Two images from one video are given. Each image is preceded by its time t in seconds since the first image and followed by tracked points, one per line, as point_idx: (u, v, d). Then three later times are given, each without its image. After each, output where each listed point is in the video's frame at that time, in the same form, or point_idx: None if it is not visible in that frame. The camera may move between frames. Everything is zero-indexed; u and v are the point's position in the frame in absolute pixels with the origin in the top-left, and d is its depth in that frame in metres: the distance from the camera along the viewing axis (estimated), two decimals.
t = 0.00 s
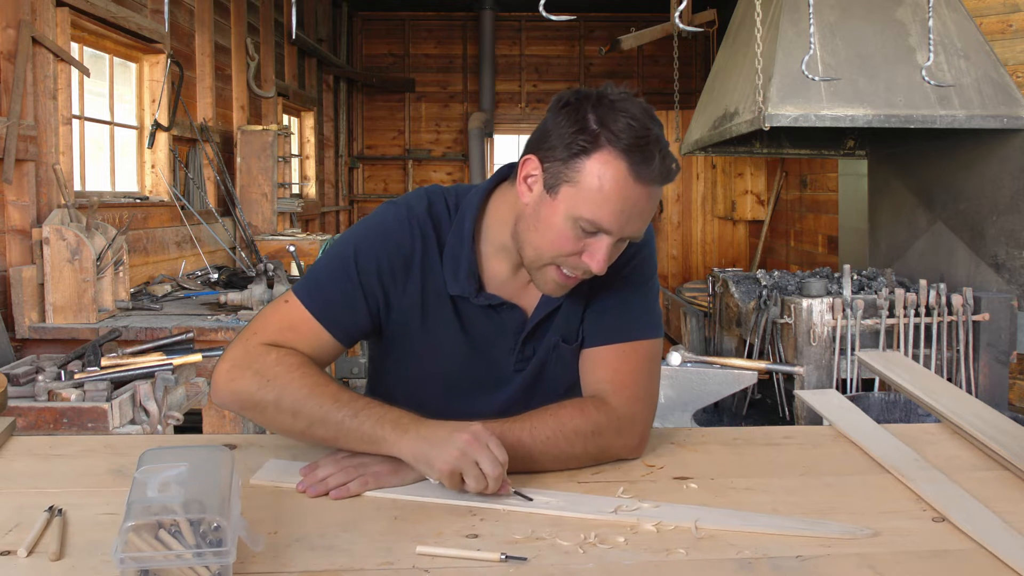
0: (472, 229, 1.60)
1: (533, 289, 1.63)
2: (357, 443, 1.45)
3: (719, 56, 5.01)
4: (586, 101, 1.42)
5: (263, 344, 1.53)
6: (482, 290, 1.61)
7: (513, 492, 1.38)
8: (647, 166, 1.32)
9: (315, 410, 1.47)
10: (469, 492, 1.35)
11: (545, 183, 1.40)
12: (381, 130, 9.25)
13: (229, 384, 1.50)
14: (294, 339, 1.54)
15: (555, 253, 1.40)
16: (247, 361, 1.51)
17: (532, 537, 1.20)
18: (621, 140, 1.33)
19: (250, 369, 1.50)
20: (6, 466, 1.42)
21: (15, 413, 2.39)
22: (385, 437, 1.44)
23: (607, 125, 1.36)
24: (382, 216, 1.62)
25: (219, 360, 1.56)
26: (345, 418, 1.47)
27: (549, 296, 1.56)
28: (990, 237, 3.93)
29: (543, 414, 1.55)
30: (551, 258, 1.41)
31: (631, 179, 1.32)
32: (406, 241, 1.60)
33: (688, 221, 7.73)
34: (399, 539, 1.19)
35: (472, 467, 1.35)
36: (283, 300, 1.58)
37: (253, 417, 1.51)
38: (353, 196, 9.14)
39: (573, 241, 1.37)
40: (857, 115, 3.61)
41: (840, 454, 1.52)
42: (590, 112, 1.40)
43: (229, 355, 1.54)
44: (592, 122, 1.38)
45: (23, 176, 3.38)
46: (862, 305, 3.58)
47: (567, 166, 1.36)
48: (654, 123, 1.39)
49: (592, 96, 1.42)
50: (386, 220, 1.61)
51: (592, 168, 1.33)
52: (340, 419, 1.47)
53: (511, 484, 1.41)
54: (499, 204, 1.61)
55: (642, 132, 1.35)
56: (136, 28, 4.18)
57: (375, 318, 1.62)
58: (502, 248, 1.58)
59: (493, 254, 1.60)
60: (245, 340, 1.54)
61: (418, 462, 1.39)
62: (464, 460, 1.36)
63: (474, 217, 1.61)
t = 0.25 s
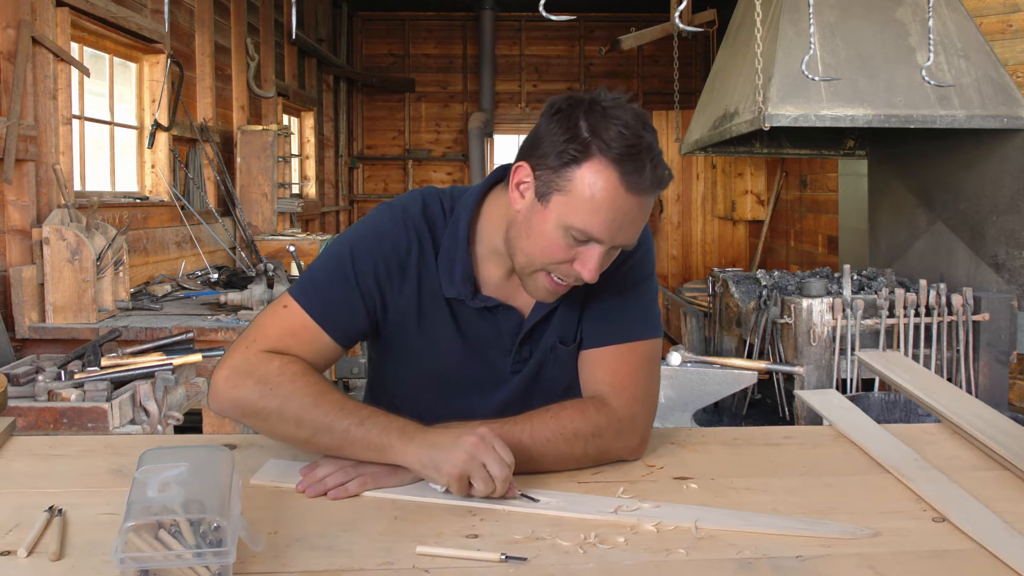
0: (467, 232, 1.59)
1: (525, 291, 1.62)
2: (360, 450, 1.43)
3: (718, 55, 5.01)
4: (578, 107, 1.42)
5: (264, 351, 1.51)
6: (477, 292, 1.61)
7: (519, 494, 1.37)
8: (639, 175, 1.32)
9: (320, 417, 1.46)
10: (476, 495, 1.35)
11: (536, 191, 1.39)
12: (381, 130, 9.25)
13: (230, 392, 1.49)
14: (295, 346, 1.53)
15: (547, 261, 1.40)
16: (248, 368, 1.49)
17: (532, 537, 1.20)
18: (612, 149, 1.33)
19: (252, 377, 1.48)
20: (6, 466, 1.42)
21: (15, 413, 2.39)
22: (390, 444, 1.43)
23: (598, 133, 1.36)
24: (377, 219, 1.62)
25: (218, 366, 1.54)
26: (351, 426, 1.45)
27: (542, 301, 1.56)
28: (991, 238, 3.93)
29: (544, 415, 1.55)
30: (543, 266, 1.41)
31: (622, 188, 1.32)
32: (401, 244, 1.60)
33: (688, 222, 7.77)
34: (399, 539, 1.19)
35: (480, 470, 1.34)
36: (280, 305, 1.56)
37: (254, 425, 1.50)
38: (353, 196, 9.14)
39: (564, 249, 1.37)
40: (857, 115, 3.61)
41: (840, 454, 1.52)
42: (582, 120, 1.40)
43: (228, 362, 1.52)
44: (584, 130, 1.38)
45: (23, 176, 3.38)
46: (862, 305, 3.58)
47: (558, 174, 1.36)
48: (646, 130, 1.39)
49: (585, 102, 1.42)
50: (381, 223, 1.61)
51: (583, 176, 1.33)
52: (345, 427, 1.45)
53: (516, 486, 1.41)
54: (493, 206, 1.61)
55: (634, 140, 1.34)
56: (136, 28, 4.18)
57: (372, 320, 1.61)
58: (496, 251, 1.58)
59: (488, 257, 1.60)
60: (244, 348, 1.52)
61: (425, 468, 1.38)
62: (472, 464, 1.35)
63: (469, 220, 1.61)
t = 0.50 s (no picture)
0: (463, 228, 1.59)
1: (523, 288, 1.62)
2: (362, 453, 1.43)
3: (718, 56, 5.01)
4: (572, 110, 1.41)
5: (270, 352, 1.50)
6: (474, 291, 1.61)
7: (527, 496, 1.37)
8: (632, 179, 1.32)
9: (327, 422, 1.46)
10: (482, 499, 1.34)
11: (530, 194, 1.39)
12: (381, 130, 9.25)
13: (236, 393, 1.48)
14: (298, 346, 1.52)
15: (542, 264, 1.40)
16: (254, 369, 1.49)
17: (532, 537, 1.20)
18: (605, 152, 1.33)
19: (259, 379, 1.48)
20: (6, 466, 1.42)
21: (15, 413, 2.39)
22: (397, 450, 1.43)
23: (592, 137, 1.36)
24: (374, 217, 1.62)
25: (222, 366, 1.53)
26: (357, 430, 1.45)
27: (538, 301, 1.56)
28: (991, 238, 3.93)
29: (543, 415, 1.55)
30: (538, 269, 1.42)
31: (615, 193, 1.32)
32: (398, 242, 1.60)
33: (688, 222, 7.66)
34: (400, 539, 1.19)
35: (485, 474, 1.34)
36: (284, 304, 1.55)
37: (259, 426, 1.50)
38: (353, 196, 9.14)
39: (558, 252, 1.37)
40: (857, 115, 3.61)
41: (841, 454, 1.52)
42: (575, 123, 1.39)
43: (233, 363, 1.51)
44: (577, 133, 1.38)
45: (23, 176, 3.38)
46: (862, 305, 3.58)
47: (552, 178, 1.36)
48: (640, 133, 1.39)
49: (578, 105, 1.42)
50: (379, 221, 1.61)
51: (576, 180, 1.33)
52: (352, 432, 1.45)
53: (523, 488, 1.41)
54: (489, 204, 1.60)
55: (627, 144, 1.34)
56: (136, 28, 4.18)
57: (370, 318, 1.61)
58: (493, 250, 1.58)
59: (485, 256, 1.59)
60: (249, 348, 1.51)
61: (431, 474, 1.38)
62: (477, 468, 1.35)
63: (465, 218, 1.61)
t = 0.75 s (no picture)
0: (461, 222, 1.59)
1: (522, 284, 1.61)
2: (356, 448, 1.42)
3: (718, 56, 5.01)
4: (563, 100, 1.41)
5: (304, 364, 1.48)
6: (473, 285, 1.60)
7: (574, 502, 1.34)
8: (625, 165, 1.32)
9: (367, 431, 1.43)
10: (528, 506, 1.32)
11: (524, 183, 1.39)
12: (381, 130, 9.25)
13: (272, 407, 1.46)
14: (332, 356, 1.51)
15: (536, 253, 1.40)
16: (289, 383, 1.46)
17: (532, 537, 1.20)
18: (597, 140, 1.33)
19: (295, 392, 1.45)
20: (6, 466, 1.42)
21: (15, 413, 2.39)
22: (439, 460, 1.40)
23: (584, 126, 1.36)
24: (374, 212, 1.61)
25: (253, 380, 1.50)
26: (396, 439, 1.42)
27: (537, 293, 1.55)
28: (991, 238, 3.93)
29: (543, 413, 1.55)
30: (533, 258, 1.41)
31: (608, 179, 1.32)
32: (398, 236, 1.59)
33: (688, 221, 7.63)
34: (400, 539, 1.19)
35: (530, 480, 1.31)
36: (307, 310, 1.52)
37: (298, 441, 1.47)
38: (353, 196, 9.15)
39: (553, 240, 1.37)
40: (857, 115, 3.61)
41: (841, 454, 1.52)
42: (567, 112, 1.40)
43: (266, 377, 1.48)
44: (569, 122, 1.38)
45: (23, 176, 3.38)
46: (862, 305, 3.58)
47: (545, 167, 1.36)
48: (631, 121, 1.39)
49: (570, 94, 1.42)
50: (381, 214, 1.60)
51: (570, 168, 1.33)
52: (391, 441, 1.42)
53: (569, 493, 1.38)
54: (486, 199, 1.60)
55: (619, 132, 1.35)
56: (136, 28, 4.18)
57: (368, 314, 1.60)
58: (491, 243, 1.58)
59: (483, 250, 1.59)
60: (282, 361, 1.48)
61: (475, 483, 1.35)
62: (521, 474, 1.32)
63: (463, 212, 1.60)
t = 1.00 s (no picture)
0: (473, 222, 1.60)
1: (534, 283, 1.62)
2: (361, 438, 1.45)
3: (718, 56, 5.01)
4: (588, 99, 1.41)
5: (272, 339, 1.52)
6: (482, 285, 1.61)
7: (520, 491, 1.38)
8: (648, 166, 1.32)
9: (324, 408, 1.46)
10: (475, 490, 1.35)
11: (545, 180, 1.40)
12: (381, 130, 9.24)
13: (238, 380, 1.49)
14: (302, 334, 1.53)
15: (555, 251, 1.40)
16: (256, 357, 1.50)
17: (532, 537, 1.20)
18: (622, 140, 1.33)
19: (260, 365, 1.49)
20: (6, 466, 1.42)
21: (15, 413, 2.39)
22: (392, 436, 1.43)
23: (609, 125, 1.36)
24: (384, 209, 1.62)
25: (228, 354, 1.55)
26: (353, 416, 1.46)
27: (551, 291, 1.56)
28: (991, 238, 3.93)
29: (544, 414, 1.55)
30: (551, 255, 1.41)
31: (631, 180, 1.32)
32: (407, 234, 1.60)
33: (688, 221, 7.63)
34: (399, 539, 1.19)
35: (479, 466, 1.35)
36: (291, 294, 1.57)
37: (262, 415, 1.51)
38: (353, 196, 9.14)
39: (572, 239, 1.37)
40: (857, 115, 3.61)
41: (841, 454, 1.52)
42: (592, 111, 1.39)
43: (237, 351, 1.53)
44: (594, 121, 1.38)
45: (23, 176, 3.38)
46: (862, 305, 3.58)
47: (568, 165, 1.36)
48: (656, 123, 1.39)
49: (595, 94, 1.42)
50: (390, 212, 1.61)
51: (592, 167, 1.33)
52: (347, 418, 1.46)
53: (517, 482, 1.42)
54: (500, 200, 1.60)
55: (644, 133, 1.34)
56: (136, 28, 4.18)
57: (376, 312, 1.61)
58: (504, 243, 1.58)
59: (494, 249, 1.60)
60: (254, 336, 1.53)
61: (426, 463, 1.39)
62: (471, 460, 1.36)
63: (475, 212, 1.61)
